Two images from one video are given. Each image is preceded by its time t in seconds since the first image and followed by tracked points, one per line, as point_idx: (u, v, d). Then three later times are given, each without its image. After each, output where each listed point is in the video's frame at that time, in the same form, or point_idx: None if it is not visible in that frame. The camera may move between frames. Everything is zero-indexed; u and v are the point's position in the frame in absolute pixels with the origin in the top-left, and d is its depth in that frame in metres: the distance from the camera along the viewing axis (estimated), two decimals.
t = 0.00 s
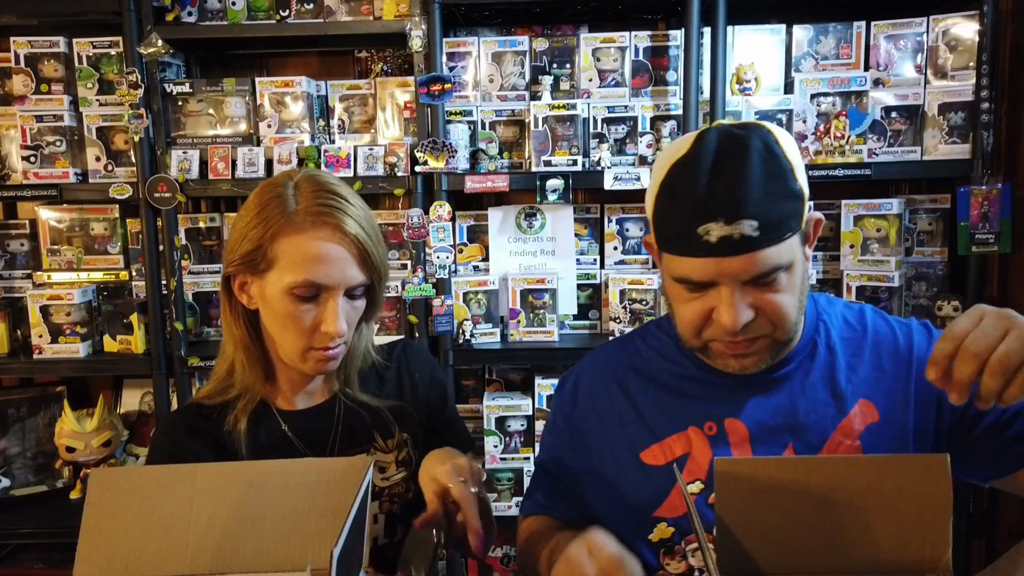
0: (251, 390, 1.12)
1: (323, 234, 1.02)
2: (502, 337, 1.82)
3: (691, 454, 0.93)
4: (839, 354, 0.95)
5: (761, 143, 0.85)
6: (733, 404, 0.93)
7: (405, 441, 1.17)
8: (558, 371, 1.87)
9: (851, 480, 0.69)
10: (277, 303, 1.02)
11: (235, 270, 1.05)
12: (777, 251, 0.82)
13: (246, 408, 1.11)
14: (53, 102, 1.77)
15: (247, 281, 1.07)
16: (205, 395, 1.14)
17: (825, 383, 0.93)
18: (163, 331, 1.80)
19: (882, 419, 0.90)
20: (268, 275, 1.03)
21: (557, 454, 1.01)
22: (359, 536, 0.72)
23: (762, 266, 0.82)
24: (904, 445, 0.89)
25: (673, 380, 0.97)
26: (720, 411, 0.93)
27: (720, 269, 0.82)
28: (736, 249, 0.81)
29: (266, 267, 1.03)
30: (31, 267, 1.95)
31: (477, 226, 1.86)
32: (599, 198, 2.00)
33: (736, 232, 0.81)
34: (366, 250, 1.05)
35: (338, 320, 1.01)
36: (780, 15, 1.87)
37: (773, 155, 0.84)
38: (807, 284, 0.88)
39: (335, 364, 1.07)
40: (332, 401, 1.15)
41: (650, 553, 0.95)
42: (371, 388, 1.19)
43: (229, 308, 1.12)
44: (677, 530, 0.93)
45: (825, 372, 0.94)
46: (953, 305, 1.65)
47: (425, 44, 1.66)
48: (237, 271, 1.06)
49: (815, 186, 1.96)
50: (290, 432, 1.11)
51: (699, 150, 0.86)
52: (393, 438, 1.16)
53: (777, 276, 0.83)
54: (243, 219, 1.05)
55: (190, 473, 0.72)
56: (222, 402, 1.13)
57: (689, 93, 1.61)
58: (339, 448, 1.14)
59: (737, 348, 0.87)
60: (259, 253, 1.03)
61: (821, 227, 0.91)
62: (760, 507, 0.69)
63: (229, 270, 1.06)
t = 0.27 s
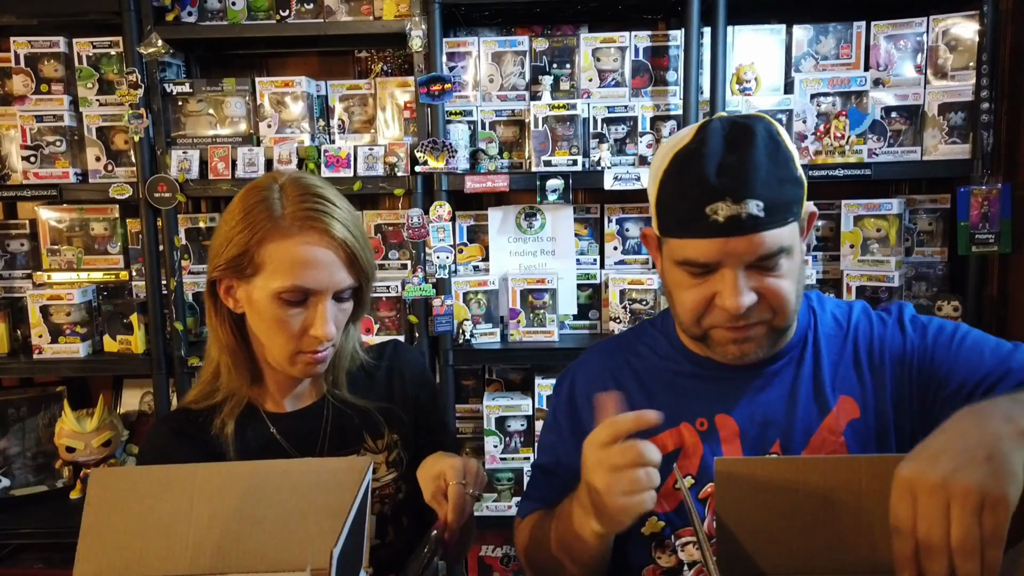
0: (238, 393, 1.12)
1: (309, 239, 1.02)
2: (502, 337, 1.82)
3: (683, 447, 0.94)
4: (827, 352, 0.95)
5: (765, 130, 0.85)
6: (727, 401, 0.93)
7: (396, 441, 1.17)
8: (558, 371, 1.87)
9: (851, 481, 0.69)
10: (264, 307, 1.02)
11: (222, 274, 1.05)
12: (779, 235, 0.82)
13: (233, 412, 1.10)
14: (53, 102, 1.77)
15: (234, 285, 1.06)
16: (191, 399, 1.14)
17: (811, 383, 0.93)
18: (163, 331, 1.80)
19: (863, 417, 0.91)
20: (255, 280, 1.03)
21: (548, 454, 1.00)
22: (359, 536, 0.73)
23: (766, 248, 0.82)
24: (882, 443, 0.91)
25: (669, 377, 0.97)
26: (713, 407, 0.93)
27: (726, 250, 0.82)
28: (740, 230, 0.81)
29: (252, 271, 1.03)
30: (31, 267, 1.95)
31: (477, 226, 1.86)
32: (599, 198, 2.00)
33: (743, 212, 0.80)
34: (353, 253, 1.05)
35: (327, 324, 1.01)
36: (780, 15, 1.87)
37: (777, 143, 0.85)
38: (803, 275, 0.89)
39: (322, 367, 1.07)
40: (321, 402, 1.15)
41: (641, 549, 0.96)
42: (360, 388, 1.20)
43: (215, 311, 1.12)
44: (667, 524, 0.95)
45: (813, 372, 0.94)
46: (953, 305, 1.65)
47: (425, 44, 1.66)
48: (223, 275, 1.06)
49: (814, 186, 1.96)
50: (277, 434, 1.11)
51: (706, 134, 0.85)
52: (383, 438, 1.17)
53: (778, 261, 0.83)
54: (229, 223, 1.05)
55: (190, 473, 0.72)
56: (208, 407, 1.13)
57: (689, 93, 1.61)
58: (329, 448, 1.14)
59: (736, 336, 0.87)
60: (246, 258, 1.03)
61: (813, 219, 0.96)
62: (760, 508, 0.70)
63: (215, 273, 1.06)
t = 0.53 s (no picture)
0: (223, 395, 1.12)
1: (294, 241, 1.02)
2: (502, 337, 1.82)
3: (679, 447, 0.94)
4: (819, 350, 0.94)
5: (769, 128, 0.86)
6: (725, 401, 0.93)
7: (384, 443, 1.17)
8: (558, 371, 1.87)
9: (852, 480, 0.69)
10: (249, 309, 1.01)
11: (207, 275, 1.05)
12: (786, 232, 0.83)
13: (217, 413, 1.11)
14: (54, 102, 1.77)
15: (220, 287, 1.06)
16: (179, 402, 1.15)
17: (806, 384, 0.93)
18: (163, 331, 1.80)
19: (856, 415, 0.91)
20: (240, 282, 1.03)
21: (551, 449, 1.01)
22: (359, 536, 0.73)
23: (772, 246, 0.82)
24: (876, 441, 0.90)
25: (666, 377, 0.97)
26: (709, 407, 0.94)
27: (734, 248, 0.82)
28: (748, 228, 0.81)
29: (238, 273, 1.03)
30: (31, 267, 1.95)
31: (477, 226, 1.86)
32: (599, 198, 2.00)
33: (751, 209, 0.81)
34: (339, 254, 1.05)
35: (314, 325, 1.02)
36: (780, 15, 1.87)
37: (781, 142, 0.85)
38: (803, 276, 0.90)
39: (309, 368, 1.07)
40: (309, 403, 1.15)
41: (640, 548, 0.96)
42: (348, 389, 1.20)
43: (200, 314, 1.12)
44: (665, 523, 0.95)
45: (808, 372, 0.93)
46: (953, 305, 1.65)
47: (425, 44, 1.66)
48: (208, 277, 1.05)
49: (814, 186, 1.96)
50: (264, 436, 1.11)
51: (709, 133, 0.85)
52: (371, 439, 1.16)
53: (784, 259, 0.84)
54: (213, 225, 1.05)
55: (190, 472, 0.72)
56: (192, 410, 1.13)
57: (689, 93, 1.61)
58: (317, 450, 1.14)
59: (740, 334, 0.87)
60: (232, 260, 1.02)
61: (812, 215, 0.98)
62: (762, 507, 0.69)
63: (201, 275, 1.06)
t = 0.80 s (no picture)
0: (217, 393, 1.13)
1: (291, 238, 1.02)
2: (503, 337, 1.82)
3: (677, 456, 0.94)
4: (807, 353, 0.93)
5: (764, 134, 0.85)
6: (723, 411, 0.93)
7: (378, 446, 1.17)
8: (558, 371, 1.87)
9: (850, 480, 0.69)
10: (247, 307, 1.01)
11: (205, 272, 1.05)
12: (777, 241, 0.82)
13: (211, 411, 1.11)
14: (53, 102, 1.77)
15: (218, 284, 1.06)
16: (175, 398, 1.15)
17: (798, 389, 0.92)
18: (163, 331, 1.80)
19: (845, 414, 0.90)
20: (237, 278, 1.03)
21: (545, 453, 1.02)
22: (360, 536, 0.73)
23: (764, 255, 0.82)
24: (869, 445, 0.90)
25: (663, 387, 0.97)
26: (706, 417, 0.93)
27: (726, 256, 0.82)
28: (739, 235, 0.81)
29: (236, 270, 1.03)
30: (31, 267, 1.95)
31: (477, 226, 1.86)
32: (599, 198, 2.00)
33: (743, 218, 0.81)
34: (337, 252, 1.05)
35: (310, 323, 1.02)
36: (780, 15, 1.87)
37: (777, 147, 0.85)
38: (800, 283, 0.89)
39: (307, 366, 1.07)
40: (304, 404, 1.15)
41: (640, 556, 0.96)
42: (344, 391, 1.20)
43: (197, 313, 1.12)
44: (665, 531, 0.94)
45: (801, 376, 0.92)
46: (953, 305, 1.65)
47: (425, 44, 1.66)
48: (205, 274, 1.05)
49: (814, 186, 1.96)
50: (258, 437, 1.12)
51: (705, 137, 0.85)
52: (365, 443, 1.17)
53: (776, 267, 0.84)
54: (211, 222, 1.05)
55: (192, 471, 0.73)
56: (187, 406, 1.13)
57: (689, 94, 1.61)
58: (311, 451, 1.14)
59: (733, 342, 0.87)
60: (230, 256, 1.03)
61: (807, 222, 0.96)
62: (761, 507, 0.70)
63: (199, 272, 1.06)
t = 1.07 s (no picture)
0: (224, 386, 1.14)
1: (300, 238, 1.02)
2: (503, 337, 1.82)
3: (664, 452, 0.94)
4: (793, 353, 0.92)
5: (736, 128, 0.85)
6: (709, 406, 0.93)
7: (380, 450, 1.16)
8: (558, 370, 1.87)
9: (848, 480, 0.69)
10: (253, 303, 1.02)
11: (215, 267, 1.05)
12: (747, 231, 0.82)
13: (218, 404, 1.12)
14: (54, 102, 1.77)
15: (227, 280, 1.06)
16: (185, 390, 1.16)
17: (785, 387, 0.91)
18: (163, 331, 1.80)
19: (830, 415, 0.89)
20: (245, 275, 1.03)
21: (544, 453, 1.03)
22: (360, 536, 0.73)
23: (734, 245, 0.82)
24: (854, 448, 0.89)
25: (654, 382, 0.97)
26: (693, 412, 0.94)
27: (696, 247, 0.82)
28: (706, 226, 0.81)
29: (244, 267, 1.03)
30: (31, 267, 1.95)
31: (477, 226, 1.86)
32: (599, 198, 2.00)
33: (709, 208, 0.81)
34: (345, 255, 1.05)
35: (314, 323, 1.01)
36: (780, 15, 1.87)
37: (748, 140, 0.85)
38: (781, 273, 0.88)
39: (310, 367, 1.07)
40: (308, 401, 1.15)
41: (626, 551, 0.97)
42: (348, 392, 1.19)
43: (208, 305, 1.12)
44: (651, 527, 0.94)
45: (789, 375, 0.92)
46: (953, 305, 1.65)
47: (425, 44, 1.66)
48: (215, 268, 1.06)
49: (814, 186, 1.96)
50: (262, 433, 1.12)
51: (677, 134, 0.86)
52: (367, 445, 1.16)
53: (750, 259, 0.83)
54: (223, 219, 1.05)
55: (191, 471, 0.73)
56: (196, 396, 1.15)
57: (689, 93, 1.61)
58: (314, 449, 1.14)
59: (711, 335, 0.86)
60: (238, 254, 1.03)
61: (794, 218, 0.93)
62: (760, 507, 0.70)
63: (209, 267, 1.06)
